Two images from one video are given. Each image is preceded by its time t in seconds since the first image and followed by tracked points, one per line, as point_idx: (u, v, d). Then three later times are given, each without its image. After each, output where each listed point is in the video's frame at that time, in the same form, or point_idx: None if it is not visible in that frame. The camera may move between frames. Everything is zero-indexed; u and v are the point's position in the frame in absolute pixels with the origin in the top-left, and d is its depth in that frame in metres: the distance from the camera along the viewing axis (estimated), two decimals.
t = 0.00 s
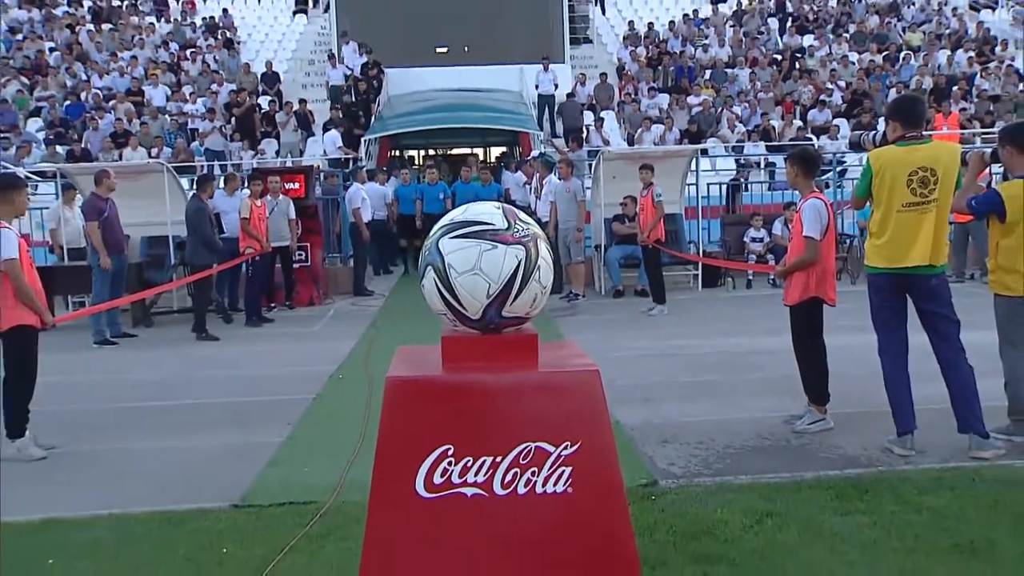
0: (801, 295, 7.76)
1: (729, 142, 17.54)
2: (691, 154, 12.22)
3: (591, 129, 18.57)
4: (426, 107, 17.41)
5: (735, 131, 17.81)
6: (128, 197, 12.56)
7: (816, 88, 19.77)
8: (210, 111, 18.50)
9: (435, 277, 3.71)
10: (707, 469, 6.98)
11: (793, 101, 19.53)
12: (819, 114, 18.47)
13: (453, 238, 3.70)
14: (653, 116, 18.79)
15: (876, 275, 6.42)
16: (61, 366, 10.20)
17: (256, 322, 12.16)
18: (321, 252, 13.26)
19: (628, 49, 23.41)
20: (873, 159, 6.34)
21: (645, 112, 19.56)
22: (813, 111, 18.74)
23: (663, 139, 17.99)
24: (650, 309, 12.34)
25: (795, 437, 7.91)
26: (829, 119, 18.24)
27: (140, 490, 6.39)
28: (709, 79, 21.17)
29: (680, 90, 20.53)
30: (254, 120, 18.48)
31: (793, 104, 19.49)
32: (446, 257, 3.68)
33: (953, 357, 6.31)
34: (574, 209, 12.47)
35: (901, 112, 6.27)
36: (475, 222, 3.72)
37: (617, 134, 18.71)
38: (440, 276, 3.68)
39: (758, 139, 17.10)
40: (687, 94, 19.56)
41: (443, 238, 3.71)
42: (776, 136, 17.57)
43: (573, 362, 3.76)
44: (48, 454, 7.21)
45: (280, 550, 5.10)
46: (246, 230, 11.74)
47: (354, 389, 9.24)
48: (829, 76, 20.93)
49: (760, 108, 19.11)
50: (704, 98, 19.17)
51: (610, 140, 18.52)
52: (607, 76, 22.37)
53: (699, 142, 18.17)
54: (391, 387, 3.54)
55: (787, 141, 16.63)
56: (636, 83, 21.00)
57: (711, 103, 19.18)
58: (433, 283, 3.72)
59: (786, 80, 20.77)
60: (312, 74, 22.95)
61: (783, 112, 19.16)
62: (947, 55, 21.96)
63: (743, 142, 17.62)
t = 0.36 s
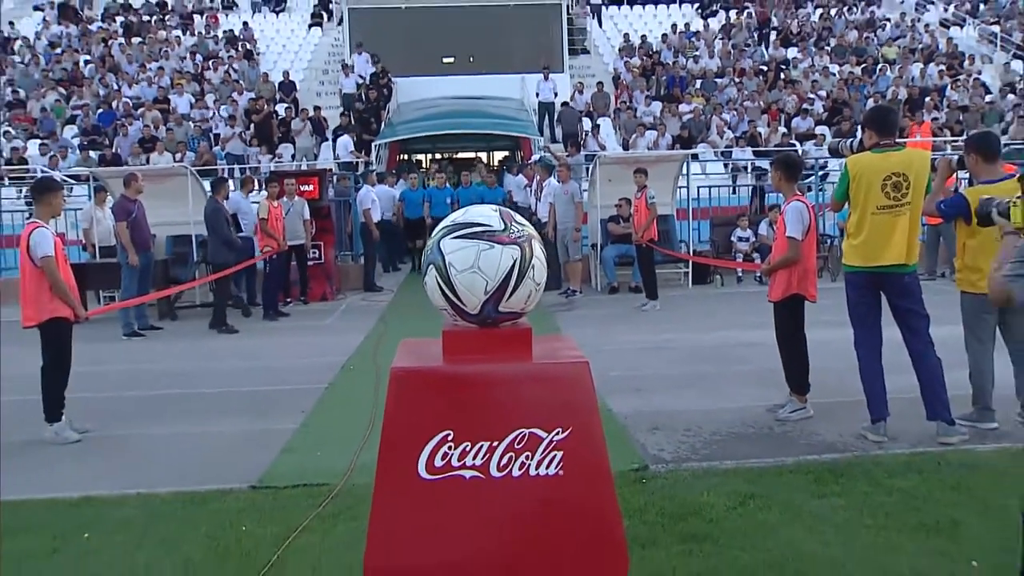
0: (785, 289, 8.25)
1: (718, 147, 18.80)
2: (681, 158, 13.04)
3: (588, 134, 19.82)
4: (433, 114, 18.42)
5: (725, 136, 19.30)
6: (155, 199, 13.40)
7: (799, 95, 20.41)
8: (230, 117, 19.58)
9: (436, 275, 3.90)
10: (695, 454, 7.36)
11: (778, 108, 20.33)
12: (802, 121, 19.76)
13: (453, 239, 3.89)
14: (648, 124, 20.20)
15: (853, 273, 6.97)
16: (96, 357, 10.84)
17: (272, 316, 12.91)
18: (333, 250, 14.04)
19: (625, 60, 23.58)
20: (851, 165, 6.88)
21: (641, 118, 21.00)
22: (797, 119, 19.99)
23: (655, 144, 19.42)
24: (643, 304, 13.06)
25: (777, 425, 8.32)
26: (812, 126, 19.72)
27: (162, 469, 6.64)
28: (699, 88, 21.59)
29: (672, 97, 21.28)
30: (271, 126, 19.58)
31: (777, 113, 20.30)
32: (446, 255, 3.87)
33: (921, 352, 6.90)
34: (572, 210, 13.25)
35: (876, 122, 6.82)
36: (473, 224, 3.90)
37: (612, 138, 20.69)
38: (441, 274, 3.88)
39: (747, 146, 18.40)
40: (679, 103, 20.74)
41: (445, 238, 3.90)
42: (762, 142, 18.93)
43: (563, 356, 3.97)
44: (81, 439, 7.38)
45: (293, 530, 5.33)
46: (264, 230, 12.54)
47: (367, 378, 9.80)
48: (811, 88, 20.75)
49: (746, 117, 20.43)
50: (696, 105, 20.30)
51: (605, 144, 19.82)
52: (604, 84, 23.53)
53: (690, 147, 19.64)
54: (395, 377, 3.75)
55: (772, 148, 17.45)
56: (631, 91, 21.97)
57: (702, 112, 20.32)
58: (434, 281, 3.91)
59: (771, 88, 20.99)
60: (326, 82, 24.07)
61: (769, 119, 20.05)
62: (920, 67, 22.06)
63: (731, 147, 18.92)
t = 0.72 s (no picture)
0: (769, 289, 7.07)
1: (709, 152, 19.49)
2: (674, 162, 13.81)
3: (586, 139, 20.58)
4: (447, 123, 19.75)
5: (715, 141, 19.98)
6: (175, 202, 14.06)
7: (785, 104, 21.88)
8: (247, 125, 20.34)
9: (434, 276, 3.69)
10: (687, 444, 6.43)
11: (766, 116, 21.53)
12: (790, 127, 20.61)
13: (451, 240, 3.67)
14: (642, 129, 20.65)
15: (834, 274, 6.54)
16: (116, 353, 11.35)
17: (285, 313, 13.54)
18: (343, 250, 14.77)
19: (620, 68, 24.90)
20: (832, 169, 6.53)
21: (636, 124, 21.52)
22: (784, 125, 20.92)
23: (651, 149, 19.85)
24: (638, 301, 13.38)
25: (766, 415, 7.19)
26: (797, 132, 20.50)
27: (176, 462, 6.80)
28: (693, 96, 22.93)
29: (665, 105, 22.32)
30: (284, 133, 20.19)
31: (766, 120, 21.50)
32: (443, 256, 3.66)
33: (900, 344, 6.45)
34: (570, 212, 14.00)
35: (854, 126, 6.46)
36: (467, 225, 3.70)
37: (609, 144, 20.94)
38: (439, 276, 3.66)
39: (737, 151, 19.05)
40: (672, 111, 21.53)
41: (440, 240, 3.69)
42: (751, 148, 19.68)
43: (556, 348, 3.79)
44: (109, 427, 7.85)
45: (306, 515, 5.35)
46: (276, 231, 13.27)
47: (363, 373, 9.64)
48: (799, 94, 22.83)
49: (736, 124, 21.17)
50: (688, 113, 21.21)
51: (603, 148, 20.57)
52: (601, 92, 24.30)
53: (683, 153, 20.06)
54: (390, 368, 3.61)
55: (760, 153, 18.18)
56: (627, 99, 22.69)
57: (694, 119, 21.05)
58: (433, 284, 3.70)
59: (759, 97, 22.70)
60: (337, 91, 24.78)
61: (756, 126, 21.26)
62: (899, 77, 23.67)
63: (721, 152, 19.62)
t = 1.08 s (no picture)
0: (773, 290, 7.08)
1: (713, 151, 19.48)
2: (678, 161, 13.96)
3: (590, 138, 20.59)
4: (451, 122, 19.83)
5: (720, 140, 19.98)
6: (180, 203, 14.19)
7: (790, 103, 21.89)
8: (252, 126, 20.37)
9: (435, 282, 3.66)
10: (692, 444, 6.45)
11: (771, 115, 21.57)
12: (795, 125, 20.62)
13: (452, 246, 3.64)
14: (647, 128, 20.72)
15: (838, 274, 6.54)
16: (123, 354, 11.38)
17: (291, 313, 13.53)
18: (348, 251, 14.80)
19: (625, 67, 24.83)
20: (836, 169, 6.50)
21: (641, 122, 21.53)
22: (789, 124, 20.90)
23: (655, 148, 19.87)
24: (643, 301, 13.31)
25: (768, 415, 7.20)
26: (803, 130, 20.49)
27: (181, 463, 6.84)
28: (698, 95, 22.87)
29: (670, 104, 22.24)
30: (290, 134, 20.31)
31: (771, 117, 21.62)
32: (444, 262, 3.63)
33: (904, 344, 6.43)
34: (574, 212, 14.04)
35: (858, 127, 6.45)
36: (468, 232, 3.66)
37: (614, 143, 20.97)
38: (440, 281, 3.63)
39: (742, 149, 19.03)
40: (677, 110, 21.53)
41: (442, 246, 3.66)
42: (756, 147, 19.70)
43: (556, 354, 3.73)
44: (115, 428, 7.89)
45: (312, 515, 5.37)
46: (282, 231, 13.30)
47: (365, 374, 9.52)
48: (804, 92, 22.84)
49: (742, 122, 21.16)
50: (692, 111, 21.18)
51: (607, 147, 20.59)
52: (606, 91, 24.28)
53: (688, 152, 20.06)
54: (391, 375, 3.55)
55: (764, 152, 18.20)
56: (631, 98, 22.69)
57: (699, 117, 21.05)
58: (433, 289, 3.67)
59: (764, 95, 22.67)
60: (341, 91, 24.82)
61: (762, 125, 21.23)
62: (904, 75, 23.58)
63: (726, 151, 19.60)
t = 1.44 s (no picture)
0: (758, 287, 7.10)
1: (696, 149, 19.52)
2: (662, 158, 14.01)
3: (573, 135, 20.60)
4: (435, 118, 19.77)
5: (703, 138, 20.04)
6: (159, 198, 14.22)
7: (773, 100, 21.99)
8: (233, 121, 20.23)
9: (425, 282, 3.60)
10: (676, 443, 6.43)
11: (754, 112, 21.62)
12: (777, 123, 20.71)
13: (442, 246, 3.59)
14: (630, 125, 20.76)
15: (823, 272, 6.54)
16: (103, 351, 11.28)
17: (273, 309, 13.44)
18: (330, 247, 14.70)
19: (608, 64, 24.82)
20: (822, 168, 6.49)
21: (624, 119, 21.54)
22: (771, 122, 20.99)
23: (638, 145, 19.92)
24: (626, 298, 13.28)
25: (752, 413, 7.20)
26: (784, 128, 20.58)
27: (162, 461, 6.77)
28: (681, 92, 22.91)
29: (652, 100, 22.27)
30: (271, 129, 20.17)
31: (754, 115, 21.68)
32: (434, 262, 3.58)
33: (888, 343, 6.44)
34: (558, 208, 14.17)
35: (843, 125, 6.42)
36: (459, 232, 3.61)
37: (596, 140, 21.00)
38: (430, 282, 3.58)
39: (725, 147, 19.09)
40: (660, 107, 21.57)
41: (432, 246, 3.60)
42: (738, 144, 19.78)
43: (546, 355, 3.71)
44: (94, 426, 7.80)
45: (295, 515, 5.32)
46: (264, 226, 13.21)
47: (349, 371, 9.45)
48: (785, 89, 22.90)
49: (725, 120, 21.23)
50: (675, 108, 21.22)
51: (590, 144, 20.61)
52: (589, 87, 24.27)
53: (671, 149, 20.09)
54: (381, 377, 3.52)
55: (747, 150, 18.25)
56: (614, 95, 22.70)
57: (681, 114, 21.10)
58: (423, 289, 3.61)
59: (747, 93, 22.71)
60: (323, 87, 24.70)
61: (745, 122, 21.28)
62: (885, 74, 23.70)
63: (709, 148, 19.65)
